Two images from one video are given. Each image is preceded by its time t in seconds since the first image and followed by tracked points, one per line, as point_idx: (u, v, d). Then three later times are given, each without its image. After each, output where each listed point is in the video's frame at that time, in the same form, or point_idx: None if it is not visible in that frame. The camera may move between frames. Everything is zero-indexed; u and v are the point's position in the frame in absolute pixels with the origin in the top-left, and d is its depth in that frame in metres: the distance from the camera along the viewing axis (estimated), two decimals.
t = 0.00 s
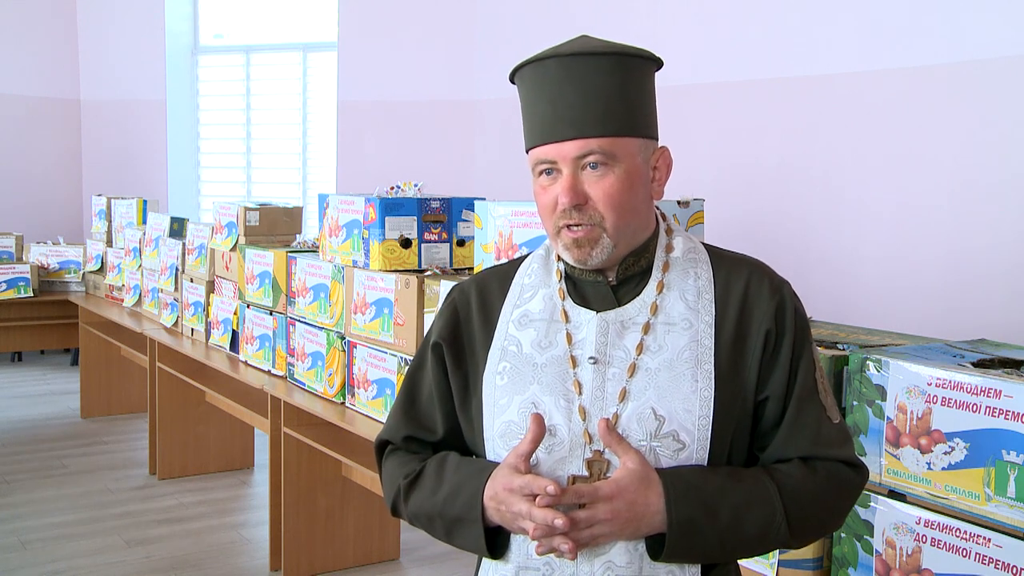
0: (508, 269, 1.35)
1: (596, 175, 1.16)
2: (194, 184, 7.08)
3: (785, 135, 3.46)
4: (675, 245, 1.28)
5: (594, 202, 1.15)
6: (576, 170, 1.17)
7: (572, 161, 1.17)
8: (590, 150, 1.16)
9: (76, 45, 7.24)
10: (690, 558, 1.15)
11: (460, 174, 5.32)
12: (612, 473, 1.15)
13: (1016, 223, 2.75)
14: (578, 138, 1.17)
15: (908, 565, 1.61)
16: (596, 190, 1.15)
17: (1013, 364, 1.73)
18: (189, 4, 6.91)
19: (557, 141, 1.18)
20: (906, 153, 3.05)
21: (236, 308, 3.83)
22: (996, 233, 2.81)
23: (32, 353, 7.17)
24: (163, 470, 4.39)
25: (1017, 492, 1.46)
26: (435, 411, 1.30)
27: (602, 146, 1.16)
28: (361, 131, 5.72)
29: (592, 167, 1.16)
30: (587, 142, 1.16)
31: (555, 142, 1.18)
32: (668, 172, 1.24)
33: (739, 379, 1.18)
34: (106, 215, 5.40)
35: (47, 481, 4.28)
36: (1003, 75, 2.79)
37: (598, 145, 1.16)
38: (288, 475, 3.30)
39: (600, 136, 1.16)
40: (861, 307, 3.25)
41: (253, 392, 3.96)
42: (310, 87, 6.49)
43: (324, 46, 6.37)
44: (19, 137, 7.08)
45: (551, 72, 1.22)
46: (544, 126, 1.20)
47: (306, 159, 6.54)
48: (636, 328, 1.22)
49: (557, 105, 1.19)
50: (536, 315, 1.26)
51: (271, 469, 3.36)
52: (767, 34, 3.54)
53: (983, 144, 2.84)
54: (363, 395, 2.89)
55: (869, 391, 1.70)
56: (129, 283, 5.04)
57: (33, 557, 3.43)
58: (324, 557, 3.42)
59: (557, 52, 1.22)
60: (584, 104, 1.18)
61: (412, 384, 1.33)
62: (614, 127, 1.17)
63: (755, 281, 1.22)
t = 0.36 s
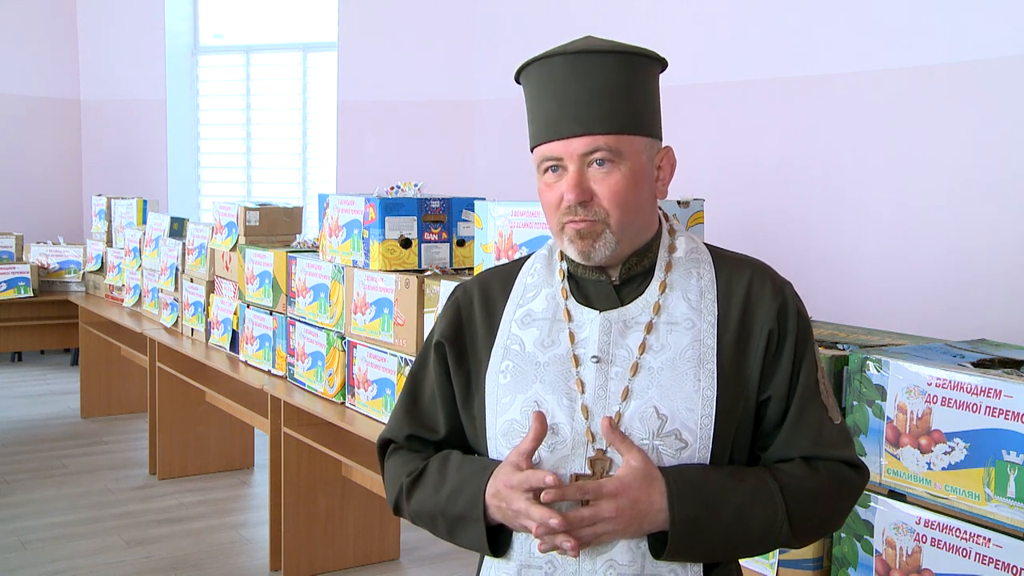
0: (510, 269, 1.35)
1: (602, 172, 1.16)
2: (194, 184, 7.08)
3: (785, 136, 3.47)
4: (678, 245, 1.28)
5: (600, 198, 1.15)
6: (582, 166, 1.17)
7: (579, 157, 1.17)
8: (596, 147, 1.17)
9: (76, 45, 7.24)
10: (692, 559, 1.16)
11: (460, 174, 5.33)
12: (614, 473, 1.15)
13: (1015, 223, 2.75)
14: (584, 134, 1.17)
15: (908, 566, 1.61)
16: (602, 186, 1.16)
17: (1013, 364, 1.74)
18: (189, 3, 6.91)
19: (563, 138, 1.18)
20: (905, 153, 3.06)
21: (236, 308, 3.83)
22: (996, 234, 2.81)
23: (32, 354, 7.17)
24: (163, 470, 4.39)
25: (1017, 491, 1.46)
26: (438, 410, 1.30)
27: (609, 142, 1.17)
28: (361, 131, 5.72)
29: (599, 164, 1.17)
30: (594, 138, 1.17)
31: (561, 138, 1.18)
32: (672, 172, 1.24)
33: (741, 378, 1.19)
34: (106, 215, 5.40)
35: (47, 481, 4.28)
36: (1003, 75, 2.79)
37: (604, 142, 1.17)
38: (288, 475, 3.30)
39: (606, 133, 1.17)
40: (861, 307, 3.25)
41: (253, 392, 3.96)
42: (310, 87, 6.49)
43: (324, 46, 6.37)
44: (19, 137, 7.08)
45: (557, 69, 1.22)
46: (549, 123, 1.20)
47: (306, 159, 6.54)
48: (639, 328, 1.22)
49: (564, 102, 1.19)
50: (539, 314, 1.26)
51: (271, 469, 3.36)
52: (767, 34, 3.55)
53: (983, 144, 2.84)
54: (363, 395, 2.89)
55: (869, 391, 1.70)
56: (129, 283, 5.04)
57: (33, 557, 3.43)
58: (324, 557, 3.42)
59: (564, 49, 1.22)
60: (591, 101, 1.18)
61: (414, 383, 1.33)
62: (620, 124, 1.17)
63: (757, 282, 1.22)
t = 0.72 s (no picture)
0: (511, 270, 1.35)
1: (610, 156, 1.16)
2: (194, 184, 7.08)
3: (785, 136, 3.47)
4: (679, 245, 1.28)
5: (606, 181, 1.15)
6: (591, 149, 1.17)
7: (587, 140, 1.18)
8: (605, 130, 1.17)
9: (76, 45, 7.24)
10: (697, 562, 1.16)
11: (460, 174, 5.33)
12: (616, 472, 1.16)
13: (1015, 223, 2.75)
14: (595, 118, 1.17)
15: (908, 566, 1.61)
16: (609, 169, 1.16)
17: (1013, 364, 1.74)
18: (189, 4, 6.91)
19: (574, 120, 1.19)
20: (905, 153, 3.06)
21: (236, 308, 3.83)
22: (996, 234, 2.81)
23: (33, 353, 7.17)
24: (163, 470, 4.38)
25: (1017, 492, 1.46)
26: (437, 412, 1.30)
27: (618, 127, 1.17)
28: (361, 131, 5.72)
29: (606, 147, 1.17)
30: (604, 122, 1.17)
31: (572, 121, 1.19)
32: (677, 170, 1.25)
33: (743, 378, 1.19)
34: (106, 215, 5.40)
35: (47, 481, 4.28)
36: (1003, 75, 2.79)
37: (613, 126, 1.17)
38: (288, 475, 3.30)
39: (617, 117, 1.17)
40: (860, 307, 3.25)
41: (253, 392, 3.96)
42: (310, 87, 6.49)
43: (324, 46, 6.37)
44: (19, 137, 7.08)
45: (572, 55, 1.22)
46: (560, 107, 1.20)
47: (306, 160, 6.54)
48: (641, 327, 1.22)
49: (576, 86, 1.19)
50: (541, 313, 1.26)
51: (271, 469, 3.36)
52: (767, 34, 3.55)
53: (983, 144, 2.84)
54: (363, 395, 2.89)
55: (869, 391, 1.70)
56: (129, 283, 5.04)
57: (33, 557, 3.43)
58: (324, 557, 3.42)
59: (580, 37, 1.22)
60: (602, 87, 1.18)
61: (415, 385, 1.34)
62: (630, 111, 1.18)
63: (760, 282, 1.22)
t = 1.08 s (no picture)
0: (511, 271, 1.35)
1: (608, 161, 1.16)
2: (194, 184, 7.08)
3: (785, 136, 3.47)
4: (680, 245, 1.28)
5: (605, 186, 1.15)
6: (589, 154, 1.17)
7: (585, 145, 1.18)
8: (603, 135, 1.17)
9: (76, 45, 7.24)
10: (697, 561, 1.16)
11: (460, 174, 5.33)
12: (616, 472, 1.16)
13: (1015, 223, 2.75)
14: (593, 123, 1.17)
15: (908, 565, 1.61)
16: (608, 174, 1.16)
17: (1013, 364, 1.74)
18: (189, 4, 6.91)
19: (572, 125, 1.19)
20: (905, 153, 3.06)
21: (236, 308, 3.83)
22: (996, 233, 2.81)
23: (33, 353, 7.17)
24: (163, 470, 4.38)
25: (1017, 492, 1.46)
26: (437, 412, 1.30)
27: (616, 132, 1.17)
28: (361, 131, 5.72)
29: (605, 152, 1.17)
30: (602, 127, 1.17)
31: (570, 126, 1.19)
32: (677, 171, 1.24)
33: (743, 378, 1.19)
34: (106, 215, 5.40)
35: (47, 481, 4.28)
36: (1003, 75, 2.79)
37: (612, 131, 1.17)
38: (288, 475, 3.30)
39: (615, 122, 1.17)
40: (860, 307, 3.25)
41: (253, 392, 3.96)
42: (310, 87, 6.49)
43: (324, 46, 6.37)
44: (18, 136, 7.08)
45: (570, 59, 1.22)
46: (558, 112, 1.20)
47: (306, 160, 6.54)
48: (641, 327, 1.22)
49: (575, 90, 1.19)
50: (541, 313, 1.26)
51: (271, 469, 3.36)
52: (767, 34, 3.55)
53: (983, 144, 2.84)
54: (363, 395, 2.89)
55: (869, 391, 1.70)
56: (129, 283, 5.04)
57: (33, 557, 3.42)
58: (324, 557, 3.42)
59: (578, 40, 1.22)
60: (601, 90, 1.18)
61: (415, 386, 1.34)
62: (629, 114, 1.18)
63: (761, 282, 1.22)
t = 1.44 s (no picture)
0: (511, 271, 1.35)
1: (608, 161, 1.16)
2: (194, 184, 7.08)
3: (785, 136, 3.47)
4: (680, 245, 1.28)
5: (604, 186, 1.15)
6: (588, 154, 1.17)
7: (585, 145, 1.18)
8: (603, 135, 1.17)
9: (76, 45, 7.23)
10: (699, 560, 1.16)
11: (460, 174, 5.33)
12: (617, 472, 1.16)
13: (1015, 223, 2.75)
14: (592, 123, 1.18)
15: (908, 565, 1.61)
16: (607, 174, 1.16)
17: (1013, 364, 1.74)
18: (189, 4, 6.91)
19: (571, 125, 1.19)
20: (905, 153, 3.06)
21: (236, 308, 3.83)
22: (996, 233, 2.81)
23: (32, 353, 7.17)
24: (163, 470, 4.38)
25: (1017, 492, 1.46)
26: (438, 412, 1.30)
27: (615, 131, 1.17)
28: (361, 131, 5.72)
29: (604, 152, 1.17)
30: (601, 127, 1.17)
31: (569, 126, 1.19)
32: (676, 171, 1.24)
33: (744, 377, 1.19)
34: (106, 215, 5.40)
35: (47, 481, 4.28)
36: (1003, 76, 2.79)
37: (611, 131, 1.17)
38: (288, 475, 3.30)
39: (614, 122, 1.17)
40: (860, 307, 3.25)
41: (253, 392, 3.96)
42: (310, 87, 6.49)
43: (324, 46, 6.37)
44: (18, 136, 7.08)
45: (569, 59, 1.22)
46: (558, 111, 1.20)
47: (306, 159, 6.54)
48: (641, 327, 1.22)
49: (574, 90, 1.19)
50: (541, 313, 1.26)
51: (271, 469, 3.36)
52: (767, 34, 3.55)
53: (983, 144, 2.84)
54: (363, 395, 2.89)
55: (869, 391, 1.70)
56: (129, 283, 5.04)
57: (33, 557, 3.42)
58: (324, 557, 3.42)
59: (577, 41, 1.22)
60: (600, 89, 1.18)
61: (416, 387, 1.34)
62: (628, 114, 1.18)
63: (760, 282, 1.22)
